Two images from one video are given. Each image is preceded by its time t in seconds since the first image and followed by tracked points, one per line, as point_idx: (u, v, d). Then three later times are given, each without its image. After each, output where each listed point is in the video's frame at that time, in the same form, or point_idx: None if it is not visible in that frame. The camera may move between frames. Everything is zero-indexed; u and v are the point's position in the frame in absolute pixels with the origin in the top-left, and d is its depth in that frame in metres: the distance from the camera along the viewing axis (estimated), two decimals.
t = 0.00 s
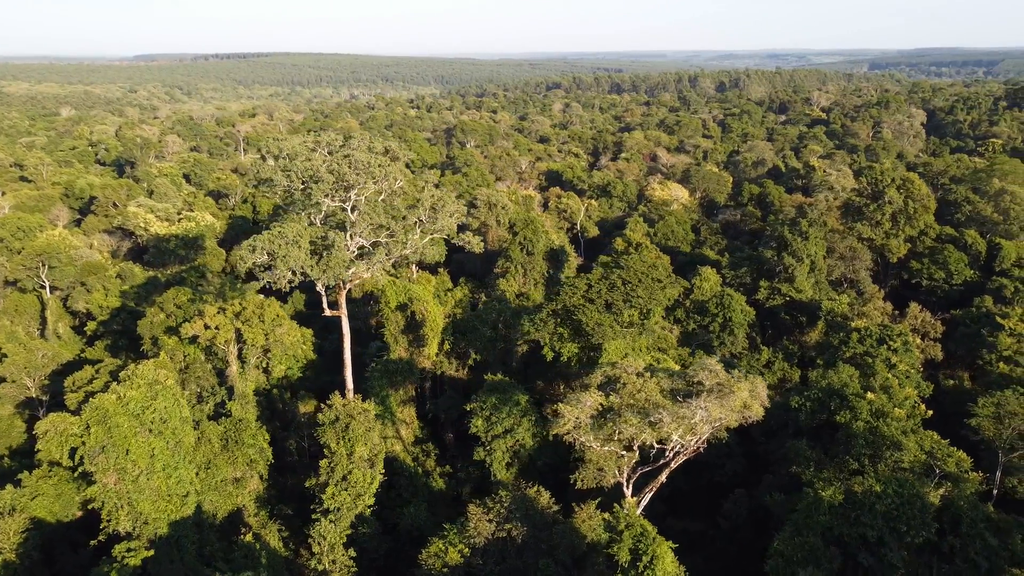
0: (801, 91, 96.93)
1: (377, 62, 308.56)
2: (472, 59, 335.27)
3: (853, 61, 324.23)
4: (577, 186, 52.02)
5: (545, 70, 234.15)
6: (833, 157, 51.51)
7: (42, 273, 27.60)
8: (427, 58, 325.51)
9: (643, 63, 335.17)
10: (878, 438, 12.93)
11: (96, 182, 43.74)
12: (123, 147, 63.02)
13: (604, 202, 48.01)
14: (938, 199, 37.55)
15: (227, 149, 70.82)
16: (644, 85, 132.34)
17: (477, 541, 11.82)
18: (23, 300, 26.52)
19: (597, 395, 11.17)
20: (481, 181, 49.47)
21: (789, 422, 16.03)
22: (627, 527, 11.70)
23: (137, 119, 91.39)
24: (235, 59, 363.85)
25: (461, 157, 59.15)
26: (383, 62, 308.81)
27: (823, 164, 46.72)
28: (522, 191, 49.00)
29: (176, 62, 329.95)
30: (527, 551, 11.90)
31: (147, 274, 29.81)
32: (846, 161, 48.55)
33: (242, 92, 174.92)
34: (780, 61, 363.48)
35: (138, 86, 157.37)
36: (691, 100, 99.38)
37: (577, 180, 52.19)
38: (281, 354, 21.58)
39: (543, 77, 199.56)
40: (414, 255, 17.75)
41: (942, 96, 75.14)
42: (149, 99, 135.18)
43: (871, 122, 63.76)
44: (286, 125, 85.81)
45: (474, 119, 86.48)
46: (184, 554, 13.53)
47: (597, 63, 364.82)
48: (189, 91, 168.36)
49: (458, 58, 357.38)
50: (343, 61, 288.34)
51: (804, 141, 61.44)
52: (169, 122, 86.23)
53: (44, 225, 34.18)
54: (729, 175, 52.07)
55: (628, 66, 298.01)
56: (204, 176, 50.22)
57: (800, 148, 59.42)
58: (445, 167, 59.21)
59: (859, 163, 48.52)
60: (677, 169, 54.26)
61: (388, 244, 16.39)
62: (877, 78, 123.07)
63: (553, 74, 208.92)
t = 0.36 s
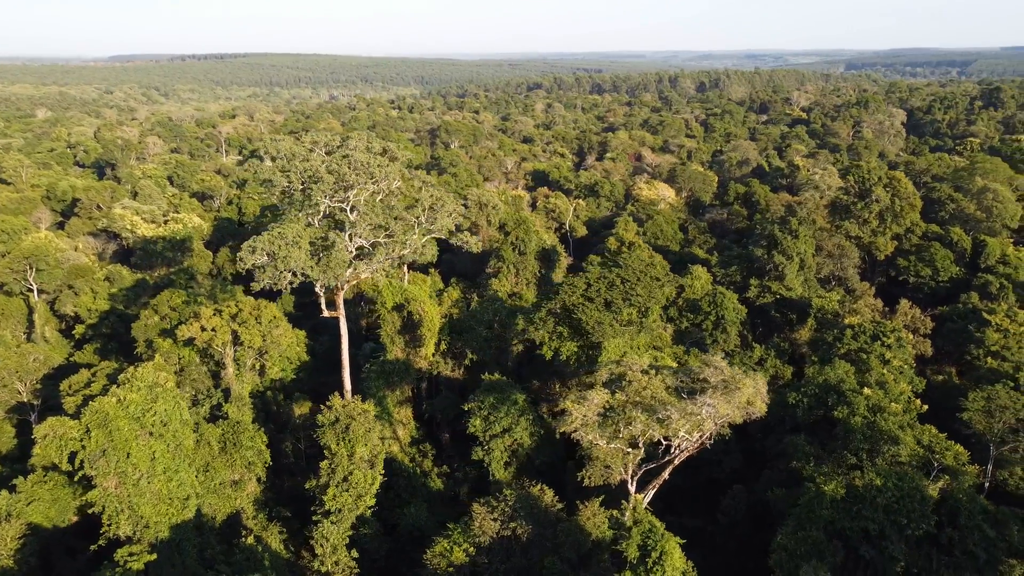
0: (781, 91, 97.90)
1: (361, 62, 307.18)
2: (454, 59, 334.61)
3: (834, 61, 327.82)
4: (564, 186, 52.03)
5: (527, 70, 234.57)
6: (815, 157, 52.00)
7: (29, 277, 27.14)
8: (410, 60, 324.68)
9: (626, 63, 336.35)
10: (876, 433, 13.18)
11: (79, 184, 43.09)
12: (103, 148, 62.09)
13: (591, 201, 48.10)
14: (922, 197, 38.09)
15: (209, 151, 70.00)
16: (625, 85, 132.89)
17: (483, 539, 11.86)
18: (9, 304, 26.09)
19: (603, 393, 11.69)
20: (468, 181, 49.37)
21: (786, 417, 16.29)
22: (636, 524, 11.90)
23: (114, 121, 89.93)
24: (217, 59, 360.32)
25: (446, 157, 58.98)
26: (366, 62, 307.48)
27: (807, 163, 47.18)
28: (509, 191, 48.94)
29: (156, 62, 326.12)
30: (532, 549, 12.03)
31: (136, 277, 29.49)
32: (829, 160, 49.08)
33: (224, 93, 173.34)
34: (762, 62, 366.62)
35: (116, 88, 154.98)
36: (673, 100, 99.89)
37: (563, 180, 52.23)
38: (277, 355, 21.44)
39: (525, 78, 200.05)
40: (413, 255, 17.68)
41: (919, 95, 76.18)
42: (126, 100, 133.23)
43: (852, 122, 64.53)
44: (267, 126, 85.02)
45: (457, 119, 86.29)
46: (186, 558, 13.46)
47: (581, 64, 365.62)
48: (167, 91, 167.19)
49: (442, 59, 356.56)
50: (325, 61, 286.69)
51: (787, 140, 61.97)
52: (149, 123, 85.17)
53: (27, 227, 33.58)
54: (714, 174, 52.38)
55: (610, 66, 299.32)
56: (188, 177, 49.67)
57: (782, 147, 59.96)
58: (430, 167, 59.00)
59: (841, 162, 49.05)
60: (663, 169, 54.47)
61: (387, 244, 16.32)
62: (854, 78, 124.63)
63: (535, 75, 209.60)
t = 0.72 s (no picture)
0: (762, 91, 98.74)
1: (344, 62, 305.72)
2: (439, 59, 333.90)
3: (817, 61, 330.83)
4: (551, 185, 52.02)
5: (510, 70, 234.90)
6: (799, 156, 52.46)
7: (17, 280, 26.75)
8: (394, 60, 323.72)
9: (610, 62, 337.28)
10: (874, 428, 13.41)
11: (61, 186, 42.43)
12: (83, 150, 61.07)
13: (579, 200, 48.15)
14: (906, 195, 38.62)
15: (191, 152, 69.20)
16: (608, 85, 133.29)
17: (488, 538, 11.96)
18: None
19: (611, 391, 12.03)
20: (456, 182, 49.26)
21: (783, 414, 16.52)
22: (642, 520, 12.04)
23: (91, 121, 88.48)
24: (199, 58, 356.67)
25: (432, 157, 58.76)
26: (350, 62, 306.05)
27: (792, 163, 47.61)
28: (497, 190, 48.89)
29: (137, 61, 322.21)
30: (537, 547, 12.13)
31: (125, 279, 29.12)
32: (813, 159, 49.55)
33: (207, 94, 171.80)
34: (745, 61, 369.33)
35: (94, 89, 152.53)
36: (655, 100, 100.35)
37: (550, 179, 52.24)
38: (274, 357, 21.32)
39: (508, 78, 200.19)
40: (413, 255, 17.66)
41: (898, 95, 77.15)
42: (102, 101, 131.22)
43: (833, 122, 65.23)
44: (249, 127, 84.22)
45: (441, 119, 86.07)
46: (189, 561, 13.40)
47: (565, 63, 366.14)
48: (144, 92, 166.75)
49: (426, 59, 355.77)
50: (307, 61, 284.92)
51: (770, 139, 62.51)
52: (129, 124, 84.07)
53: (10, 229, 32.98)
54: (700, 173, 52.66)
55: (594, 66, 300.21)
56: (172, 177, 49.03)
57: (766, 147, 60.47)
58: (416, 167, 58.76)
59: (825, 161, 49.58)
60: (649, 168, 54.66)
61: (387, 244, 16.30)
62: (833, 78, 126.06)
63: (518, 74, 209.87)
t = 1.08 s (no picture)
0: (742, 91, 99.53)
1: (328, 62, 304.17)
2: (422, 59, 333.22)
3: (800, 61, 333.76)
4: (538, 185, 52.04)
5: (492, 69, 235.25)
6: (783, 155, 52.91)
7: (7, 284, 26.39)
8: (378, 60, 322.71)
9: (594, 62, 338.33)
10: (873, 423, 13.65)
11: (43, 188, 41.77)
12: (62, 152, 60.19)
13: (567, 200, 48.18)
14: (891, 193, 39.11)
15: (173, 154, 68.43)
16: (589, 86, 133.57)
17: (495, 537, 12.03)
18: None
19: (618, 389, 12.24)
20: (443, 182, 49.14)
21: (781, 410, 16.71)
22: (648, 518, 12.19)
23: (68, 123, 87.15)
24: (182, 58, 353.13)
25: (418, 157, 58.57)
26: (333, 62, 304.62)
27: (777, 162, 48.04)
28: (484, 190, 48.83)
29: (117, 61, 318.31)
30: (543, 545, 12.24)
31: (114, 282, 28.79)
32: (797, 159, 50.02)
33: (189, 95, 169.95)
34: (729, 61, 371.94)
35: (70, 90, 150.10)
36: (638, 100, 100.77)
37: (537, 180, 52.25)
38: (272, 359, 21.24)
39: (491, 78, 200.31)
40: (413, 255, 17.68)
41: (876, 95, 78.01)
42: (78, 103, 129.36)
43: (815, 121, 65.91)
44: (231, 128, 83.40)
45: (425, 119, 85.81)
46: (193, 564, 13.38)
47: (550, 63, 366.54)
48: (121, 91, 165.77)
49: (411, 59, 354.84)
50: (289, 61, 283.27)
51: (754, 139, 62.93)
52: (107, 125, 83.07)
53: None
54: (686, 172, 52.95)
55: (577, 66, 301.02)
56: (155, 179, 48.50)
57: (750, 147, 60.95)
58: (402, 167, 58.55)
59: (809, 161, 50.02)
60: (635, 168, 54.85)
61: (388, 245, 16.31)
62: (811, 78, 127.44)
63: (501, 74, 210.05)
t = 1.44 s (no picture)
0: (723, 91, 100.30)
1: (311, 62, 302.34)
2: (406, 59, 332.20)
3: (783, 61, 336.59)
4: (525, 186, 52.00)
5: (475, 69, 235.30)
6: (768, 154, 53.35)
7: None
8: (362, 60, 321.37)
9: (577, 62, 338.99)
10: (872, 419, 13.89)
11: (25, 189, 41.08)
12: (42, 154, 59.28)
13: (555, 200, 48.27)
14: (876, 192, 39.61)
15: (155, 155, 67.58)
16: (571, 86, 133.83)
17: (501, 537, 12.09)
18: None
19: (625, 388, 12.35)
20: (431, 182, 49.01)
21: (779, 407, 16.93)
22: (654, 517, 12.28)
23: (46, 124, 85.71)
24: (164, 59, 349.51)
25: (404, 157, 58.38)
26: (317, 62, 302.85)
27: (762, 162, 48.46)
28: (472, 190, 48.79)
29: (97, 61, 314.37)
30: (549, 544, 12.31)
31: (103, 285, 28.43)
32: (782, 158, 50.46)
33: (170, 96, 168.04)
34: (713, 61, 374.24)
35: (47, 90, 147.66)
36: (621, 100, 101.12)
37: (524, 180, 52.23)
38: (270, 362, 21.16)
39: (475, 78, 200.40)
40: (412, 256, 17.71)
41: (856, 95, 78.78)
42: (54, 103, 127.34)
43: (797, 121, 66.55)
44: (213, 129, 82.54)
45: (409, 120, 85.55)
46: (197, 568, 13.31)
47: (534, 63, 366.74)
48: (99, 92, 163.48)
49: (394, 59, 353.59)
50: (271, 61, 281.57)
51: (737, 139, 63.43)
52: (86, 126, 82.01)
53: None
54: (672, 171, 53.24)
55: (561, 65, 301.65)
56: (138, 181, 47.95)
57: (734, 147, 61.42)
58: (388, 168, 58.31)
59: (793, 160, 50.49)
60: (621, 168, 55.04)
61: (388, 245, 16.35)
62: (790, 78, 128.74)
63: (484, 74, 210.21)
